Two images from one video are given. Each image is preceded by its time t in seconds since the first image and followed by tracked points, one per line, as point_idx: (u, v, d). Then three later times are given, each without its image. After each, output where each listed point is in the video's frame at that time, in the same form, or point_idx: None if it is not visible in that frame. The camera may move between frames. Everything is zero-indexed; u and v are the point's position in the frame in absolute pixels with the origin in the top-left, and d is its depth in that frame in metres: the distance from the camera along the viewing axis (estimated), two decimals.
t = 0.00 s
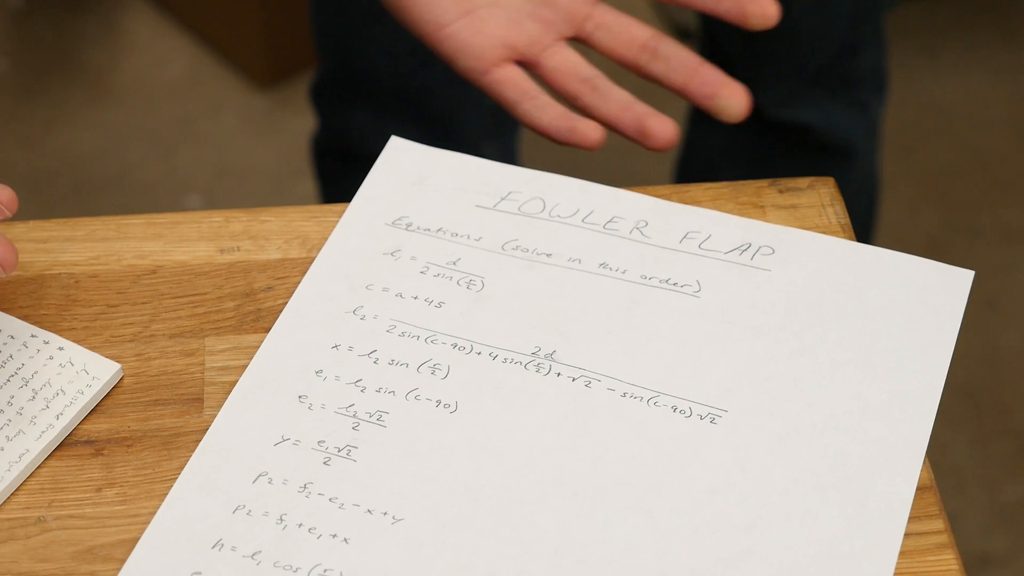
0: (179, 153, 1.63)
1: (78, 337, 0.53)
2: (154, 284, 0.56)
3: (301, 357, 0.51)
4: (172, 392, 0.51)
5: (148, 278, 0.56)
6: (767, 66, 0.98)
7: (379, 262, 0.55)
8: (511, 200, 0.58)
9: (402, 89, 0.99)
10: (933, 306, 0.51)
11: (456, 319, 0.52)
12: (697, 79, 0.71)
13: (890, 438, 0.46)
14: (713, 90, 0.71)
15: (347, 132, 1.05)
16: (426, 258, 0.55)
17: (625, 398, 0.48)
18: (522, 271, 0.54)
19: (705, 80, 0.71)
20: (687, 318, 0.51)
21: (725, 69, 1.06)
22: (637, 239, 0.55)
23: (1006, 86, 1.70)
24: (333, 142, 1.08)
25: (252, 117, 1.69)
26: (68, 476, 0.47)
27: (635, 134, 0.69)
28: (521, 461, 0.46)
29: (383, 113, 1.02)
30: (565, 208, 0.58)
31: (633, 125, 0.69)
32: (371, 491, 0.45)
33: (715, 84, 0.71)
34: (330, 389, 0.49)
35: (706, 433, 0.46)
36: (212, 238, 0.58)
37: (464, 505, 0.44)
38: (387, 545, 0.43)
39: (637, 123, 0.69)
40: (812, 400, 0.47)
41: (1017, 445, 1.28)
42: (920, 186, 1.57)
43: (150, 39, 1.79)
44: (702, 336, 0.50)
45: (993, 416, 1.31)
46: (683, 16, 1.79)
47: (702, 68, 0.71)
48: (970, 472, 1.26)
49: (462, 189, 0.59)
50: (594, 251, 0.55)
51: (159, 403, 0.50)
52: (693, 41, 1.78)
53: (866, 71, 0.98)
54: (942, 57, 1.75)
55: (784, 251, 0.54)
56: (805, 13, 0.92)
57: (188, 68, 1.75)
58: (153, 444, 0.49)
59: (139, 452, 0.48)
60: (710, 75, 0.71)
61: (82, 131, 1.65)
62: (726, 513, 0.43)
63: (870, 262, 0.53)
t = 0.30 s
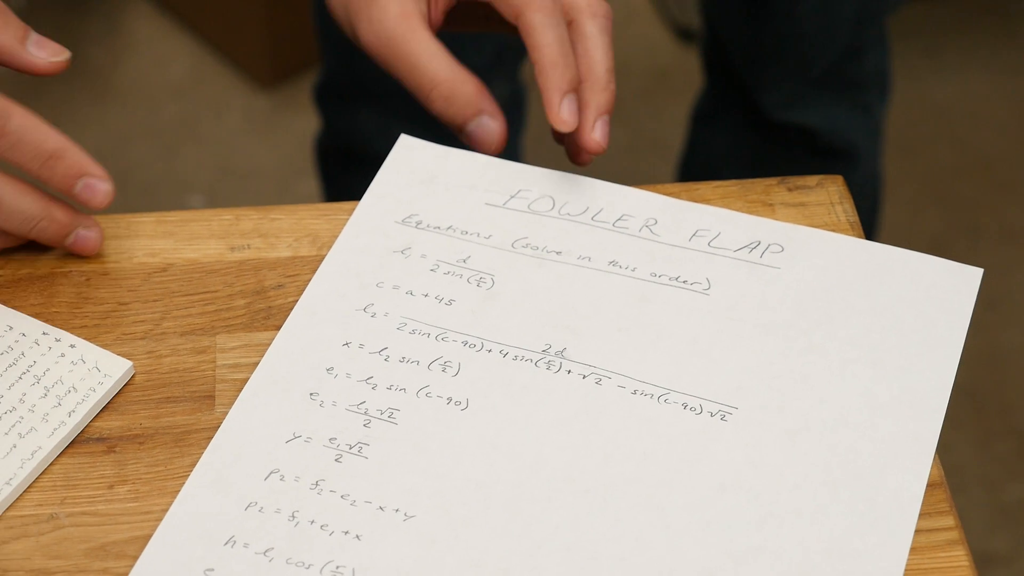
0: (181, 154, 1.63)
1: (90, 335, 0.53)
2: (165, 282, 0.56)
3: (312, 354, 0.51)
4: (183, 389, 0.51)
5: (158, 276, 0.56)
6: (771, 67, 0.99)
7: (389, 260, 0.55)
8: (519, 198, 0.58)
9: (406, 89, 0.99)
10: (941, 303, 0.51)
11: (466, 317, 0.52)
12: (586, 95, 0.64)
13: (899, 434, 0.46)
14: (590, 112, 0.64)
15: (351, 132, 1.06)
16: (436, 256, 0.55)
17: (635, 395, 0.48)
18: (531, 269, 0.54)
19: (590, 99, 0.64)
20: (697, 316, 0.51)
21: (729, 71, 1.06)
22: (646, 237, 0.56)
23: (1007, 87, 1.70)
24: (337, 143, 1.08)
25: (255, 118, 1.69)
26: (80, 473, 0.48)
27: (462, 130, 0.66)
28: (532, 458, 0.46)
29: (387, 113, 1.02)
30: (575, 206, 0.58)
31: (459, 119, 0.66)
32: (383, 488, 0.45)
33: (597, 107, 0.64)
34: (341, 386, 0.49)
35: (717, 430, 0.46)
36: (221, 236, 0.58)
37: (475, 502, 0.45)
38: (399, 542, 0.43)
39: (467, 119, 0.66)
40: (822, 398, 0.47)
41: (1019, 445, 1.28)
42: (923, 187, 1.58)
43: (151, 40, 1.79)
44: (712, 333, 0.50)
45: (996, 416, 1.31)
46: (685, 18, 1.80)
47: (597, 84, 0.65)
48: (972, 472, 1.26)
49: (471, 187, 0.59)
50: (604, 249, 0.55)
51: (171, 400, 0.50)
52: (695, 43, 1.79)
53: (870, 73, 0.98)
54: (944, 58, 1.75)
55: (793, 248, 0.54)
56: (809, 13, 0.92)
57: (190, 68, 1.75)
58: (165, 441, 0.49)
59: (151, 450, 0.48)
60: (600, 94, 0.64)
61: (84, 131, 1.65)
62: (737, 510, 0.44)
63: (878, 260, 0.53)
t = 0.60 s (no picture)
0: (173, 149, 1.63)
1: (92, 329, 0.54)
2: (166, 278, 0.56)
3: (315, 354, 0.51)
4: (185, 384, 0.51)
5: (159, 271, 0.57)
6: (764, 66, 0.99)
7: (391, 260, 0.56)
8: (522, 200, 0.59)
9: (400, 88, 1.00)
10: (938, 303, 0.52)
11: (467, 318, 0.53)
12: (599, 156, 0.61)
13: (897, 432, 0.47)
14: (608, 170, 0.60)
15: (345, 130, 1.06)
16: (438, 257, 0.56)
17: (637, 396, 0.49)
18: (532, 270, 0.55)
19: (604, 157, 0.61)
20: (697, 317, 0.52)
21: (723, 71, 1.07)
22: (647, 238, 0.56)
23: (996, 83, 1.72)
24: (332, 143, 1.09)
25: (248, 114, 1.69)
26: (84, 467, 0.48)
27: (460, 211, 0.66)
28: (535, 459, 0.47)
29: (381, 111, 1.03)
30: (576, 209, 0.58)
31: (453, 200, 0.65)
32: (385, 490, 0.46)
33: (612, 165, 0.60)
34: (343, 387, 0.50)
35: (718, 431, 0.47)
36: (221, 232, 0.59)
37: (478, 502, 0.45)
38: (401, 543, 0.44)
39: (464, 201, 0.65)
40: (822, 399, 0.48)
41: (1009, 440, 1.30)
42: (912, 184, 1.59)
43: (141, 36, 1.78)
44: (713, 333, 0.51)
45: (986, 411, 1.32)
46: (676, 16, 1.81)
47: (603, 142, 0.62)
48: (963, 467, 1.28)
49: (472, 190, 0.59)
50: (605, 249, 0.56)
51: (173, 394, 0.51)
52: (685, 39, 1.79)
53: (862, 73, 0.99)
54: (932, 54, 1.77)
55: (793, 250, 0.55)
56: (802, 13, 0.92)
57: (181, 64, 1.75)
58: (168, 435, 0.49)
59: (154, 443, 0.49)
60: (612, 150, 0.61)
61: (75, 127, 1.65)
62: (741, 506, 0.45)
63: (876, 261, 0.54)
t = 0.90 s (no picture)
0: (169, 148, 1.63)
1: (101, 320, 0.54)
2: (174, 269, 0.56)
3: (323, 345, 0.52)
4: (194, 373, 0.51)
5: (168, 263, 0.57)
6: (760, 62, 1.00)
7: (398, 251, 0.56)
8: (527, 190, 0.59)
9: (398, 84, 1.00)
10: (943, 291, 0.53)
11: (474, 308, 0.53)
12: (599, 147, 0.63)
13: (903, 421, 0.47)
14: (609, 157, 0.61)
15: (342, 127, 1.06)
16: (444, 247, 0.56)
17: (644, 385, 0.49)
18: (539, 260, 0.55)
19: (606, 146, 0.62)
20: (703, 306, 0.52)
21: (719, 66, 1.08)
22: (652, 228, 0.57)
23: (990, 77, 1.73)
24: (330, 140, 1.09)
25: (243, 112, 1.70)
26: (94, 457, 0.48)
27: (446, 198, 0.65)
28: (544, 447, 0.47)
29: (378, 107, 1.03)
30: (582, 200, 0.59)
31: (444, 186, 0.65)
32: (394, 477, 0.46)
33: (612, 153, 0.61)
34: (351, 376, 0.50)
35: (725, 419, 0.48)
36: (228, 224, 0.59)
37: (488, 489, 0.45)
38: (410, 529, 0.44)
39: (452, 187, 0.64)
40: (827, 386, 0.49)
41: (1005, 435, 1.30)
42: (907, 179, 1.60)
43: (136, 35, 1.78)
44: (719, 322, 0.52)
45: (983, 408, 1.33)
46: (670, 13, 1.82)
47: (604, 133, 0.64)
48: (961, 462, 1.28)
49: (478, 181, 0.59)
50: (610, 240, 0.56)
51: (182, 383, 0.51)
52: (679, 37, 1.80)
53: (857, 67, 1.00)
54: (926, 49, 1.77)
55: (798, 239, 0.55)
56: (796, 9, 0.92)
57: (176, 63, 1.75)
58: (177, 424, 0.49)
59: (164, 432, 0.49)
60: (611, 141, 0.63)
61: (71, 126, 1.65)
62: (750, 494, 0.45)
63: (880, 250, 0.55)
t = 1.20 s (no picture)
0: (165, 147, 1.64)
1: (106, 317, 0.54)
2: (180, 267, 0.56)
3: (329, 341, 0.52)
4: (201, 369, 0.51)
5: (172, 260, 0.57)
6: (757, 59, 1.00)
7: (402, 247, 0.56)
8: (531, 186, 0.59)
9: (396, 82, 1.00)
10: (945, 287, 0.53)
11: (479, 303, 0.53)
12: (609, 140, 0.63)
13: (906, 415, 0.48)
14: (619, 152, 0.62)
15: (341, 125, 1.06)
16: (448, 243, 0.56)
17: (649, 379, 0.49)
18: (543, 256, 0.55)
19: (616, 140, 0.63)
20: (706, 301, 0.53)
21: (716, 64, 1.08)
22: (655, 224, 0.57)
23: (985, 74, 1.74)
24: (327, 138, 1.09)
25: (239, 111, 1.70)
26: (102, 452, 0.48)
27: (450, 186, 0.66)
28: (549, 442, 0.47)
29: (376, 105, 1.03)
30: (586, 196, 0.59)
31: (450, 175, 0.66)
32: (401, 473, 0.46)
33: (621, 150, 0.62)
34: (357, 372, 0.51)
35: (730, 413, 0.48)
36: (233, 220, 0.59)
37: (496, 486, 0.46)
38: (417, 524, 0.44)
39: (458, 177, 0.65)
40: (831, 380, 0.49)
41: (1000, 432, 1.31)
42: (903, 176, 1.60)
43: (131, 34, 1.78)
44: (722, 317, 0.52)
45: (979, 405, 1.34)
46: (665, 11, 1.82)
47: (614, 126, 0.64)
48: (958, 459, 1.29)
49: (482, 177, 0.60)
50: (614, 235, 0.56)
51: (188, 380, 0.51)
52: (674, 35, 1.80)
53: (853, 64, 1.01)
54: (920, 47, 1.78)
55: (801, 235, 0.56)
56: (793, 7, 0.93)
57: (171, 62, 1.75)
58: (184, 420, 0.50)
59: (171, 428, 0.49)
60: (621, 135, 0.64)
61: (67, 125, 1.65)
62: (756, 488, 0.45)
63: (882, 246, 0.55)
